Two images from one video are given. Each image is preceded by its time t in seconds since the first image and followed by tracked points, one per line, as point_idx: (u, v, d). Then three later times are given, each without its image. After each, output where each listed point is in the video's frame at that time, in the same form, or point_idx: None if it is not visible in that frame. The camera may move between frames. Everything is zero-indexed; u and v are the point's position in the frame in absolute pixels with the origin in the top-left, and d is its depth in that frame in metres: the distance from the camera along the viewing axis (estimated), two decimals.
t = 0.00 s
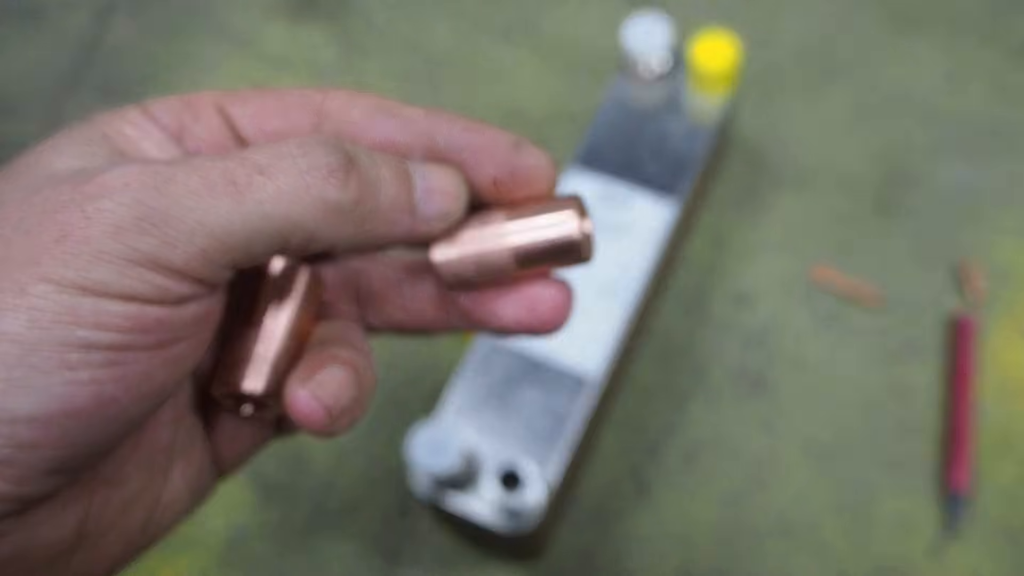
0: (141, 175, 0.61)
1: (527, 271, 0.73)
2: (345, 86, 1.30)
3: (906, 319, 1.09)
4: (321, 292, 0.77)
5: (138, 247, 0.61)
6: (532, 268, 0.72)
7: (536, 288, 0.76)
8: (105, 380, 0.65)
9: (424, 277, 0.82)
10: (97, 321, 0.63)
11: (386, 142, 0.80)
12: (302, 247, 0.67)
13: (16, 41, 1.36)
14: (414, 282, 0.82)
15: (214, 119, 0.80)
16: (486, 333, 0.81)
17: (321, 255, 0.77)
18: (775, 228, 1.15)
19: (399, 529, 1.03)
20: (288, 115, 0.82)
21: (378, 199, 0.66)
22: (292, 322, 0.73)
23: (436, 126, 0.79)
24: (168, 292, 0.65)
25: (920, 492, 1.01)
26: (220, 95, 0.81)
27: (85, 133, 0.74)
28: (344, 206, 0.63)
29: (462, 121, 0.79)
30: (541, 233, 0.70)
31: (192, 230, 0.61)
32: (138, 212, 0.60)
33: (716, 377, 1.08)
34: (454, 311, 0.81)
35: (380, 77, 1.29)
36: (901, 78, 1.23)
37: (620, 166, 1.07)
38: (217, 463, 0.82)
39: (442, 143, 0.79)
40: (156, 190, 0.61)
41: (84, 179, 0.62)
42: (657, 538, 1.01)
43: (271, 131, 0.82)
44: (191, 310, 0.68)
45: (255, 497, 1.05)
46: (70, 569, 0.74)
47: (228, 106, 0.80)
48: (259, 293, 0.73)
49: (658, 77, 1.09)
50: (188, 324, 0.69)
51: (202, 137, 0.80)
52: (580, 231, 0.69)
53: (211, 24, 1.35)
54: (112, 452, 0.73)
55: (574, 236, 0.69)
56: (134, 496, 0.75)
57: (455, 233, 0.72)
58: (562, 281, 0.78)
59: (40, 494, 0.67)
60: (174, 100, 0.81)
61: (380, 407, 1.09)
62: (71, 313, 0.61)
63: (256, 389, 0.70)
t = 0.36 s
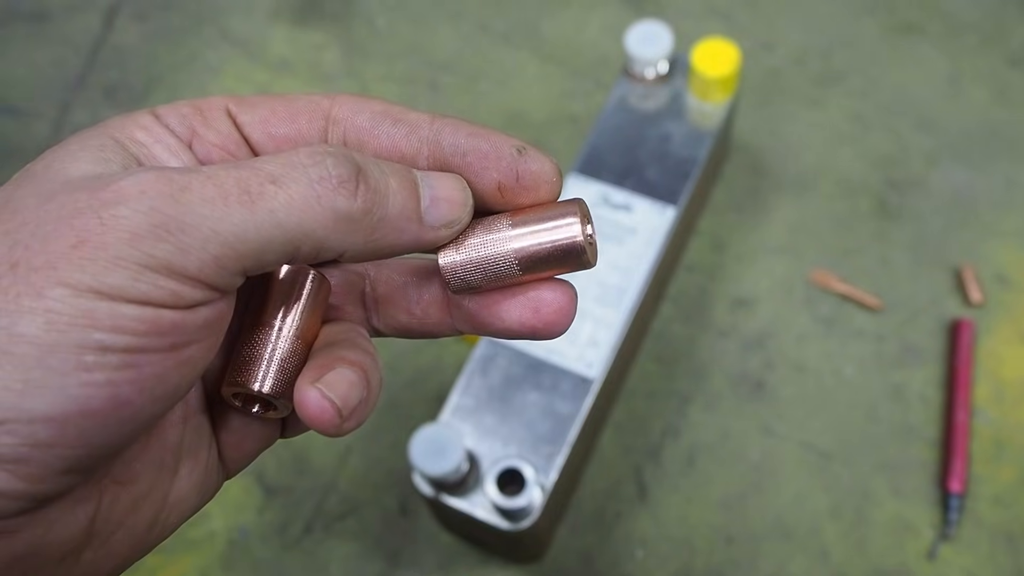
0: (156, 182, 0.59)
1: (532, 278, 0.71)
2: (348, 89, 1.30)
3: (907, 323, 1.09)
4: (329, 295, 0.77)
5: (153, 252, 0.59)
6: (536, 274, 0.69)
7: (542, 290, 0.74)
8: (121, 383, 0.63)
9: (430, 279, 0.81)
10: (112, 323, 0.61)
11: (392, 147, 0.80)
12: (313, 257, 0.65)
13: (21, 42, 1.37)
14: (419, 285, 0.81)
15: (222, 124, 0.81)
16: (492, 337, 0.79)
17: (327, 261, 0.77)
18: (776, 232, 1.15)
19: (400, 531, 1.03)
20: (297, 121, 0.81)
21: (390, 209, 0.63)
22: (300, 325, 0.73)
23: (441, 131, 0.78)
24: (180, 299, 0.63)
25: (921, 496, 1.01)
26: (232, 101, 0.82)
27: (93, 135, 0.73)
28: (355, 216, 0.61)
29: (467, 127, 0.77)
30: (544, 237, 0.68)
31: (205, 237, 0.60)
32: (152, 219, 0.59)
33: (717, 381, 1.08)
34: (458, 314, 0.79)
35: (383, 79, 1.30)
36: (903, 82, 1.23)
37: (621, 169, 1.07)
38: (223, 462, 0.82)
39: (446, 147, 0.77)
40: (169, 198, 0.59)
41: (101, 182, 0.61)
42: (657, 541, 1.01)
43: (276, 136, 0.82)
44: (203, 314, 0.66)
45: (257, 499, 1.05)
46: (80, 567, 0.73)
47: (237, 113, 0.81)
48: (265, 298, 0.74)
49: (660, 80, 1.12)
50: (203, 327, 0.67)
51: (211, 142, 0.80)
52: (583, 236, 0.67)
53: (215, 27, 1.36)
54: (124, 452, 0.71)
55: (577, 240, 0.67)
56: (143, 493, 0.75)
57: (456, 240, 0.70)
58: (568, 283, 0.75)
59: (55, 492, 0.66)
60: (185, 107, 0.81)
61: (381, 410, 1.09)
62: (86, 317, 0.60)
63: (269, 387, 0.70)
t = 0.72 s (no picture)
0: (119, 153, 0.61)
1: (530, 278, 0.70)
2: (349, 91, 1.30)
3: (907, 326, 1.09)
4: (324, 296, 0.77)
5: (120, 229, 0.60)
6: (534, 275, 0.69)
7: (540, 292, 0.74)
8: (88, 373, 0.63)
9: (428, 280, 0.81)
10: (79, 311, 0.61)
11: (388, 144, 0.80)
12: (289, 228, 0.67)
13: (22, 44, 1.37)
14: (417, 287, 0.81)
15: (215, 121, 0.80)
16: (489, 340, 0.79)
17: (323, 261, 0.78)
18: (777, 236, 1.15)
19: (400, 534, 1.03)
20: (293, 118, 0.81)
21: (366, 178, 0.65)
22: (292, 326, 0.73)
23: (437, 127, 0.78)
24: (151, 277, 0.63)
25: (922, 500, 1.01)
26: (225, 98, 0.82)
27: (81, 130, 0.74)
28: (331, 183, 0.63)
29: (463, 124, 0.77)
30: (542, 237, 0.68)
31: (173, 207, 0.61)
32: (118, 190, 0.60)
33: (717, 384, 1.08)
34: (455, 316, 0.79)
35: (383, 81, 1.30)
36: (904, 85, 1.23)
37: (622, 172, 1.07)
38: (215, 466, 0.82)
39: (442, 142, 0.77)
40: (135, 168, 0.60)
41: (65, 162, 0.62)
42: (657, 545, 1.01)
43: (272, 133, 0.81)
44: (178, 295, 0.66)
45: (256, 501, 1.05)
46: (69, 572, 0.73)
47: (231, 109, 0.81)
48: (258, 297, 0.74)
49: (660, 83, 1.11)
50: (177, 310, 0.67)
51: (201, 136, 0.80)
52: (581, 236, 0.67)
53: (216, 29, 1.36)
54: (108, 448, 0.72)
55: (576, 240, 0.67)
56: (133, 497, 0.75)
57: (452, 240, 0.70)
58: (566, 284, 0.75)
59: (36, 489, 0.66)
60: (179, 104, 0.81)
61: (381, 412, 1.09)
62: (53, 304, 0.61)
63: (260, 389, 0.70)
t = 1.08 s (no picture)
0: (113, 142, 0.62)
1: (531, 277, 0.71)
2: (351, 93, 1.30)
3: (908, 330, 1.09)
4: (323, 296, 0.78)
5: (114, 216, 0.61)
6: (534, 274, 0.70)
7: (539, 292, 0.74)
8: (85, 367, 0.63)
9: (427, 281, 0.81)
10: (75, 303, 0.61)
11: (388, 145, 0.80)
12: (283, 217, 0.68)
13: (23, 46, 1.37)
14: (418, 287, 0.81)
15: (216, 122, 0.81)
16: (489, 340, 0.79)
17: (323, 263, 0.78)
18: (778, 239, 1.15)
19: (400, 536, 1.03)
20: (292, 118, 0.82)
21: (358, 166, 0.67)
22: (291, 326, 0.73)
23: (436, 127, 0.78)
24: (147, 267, 0.63)
25: (923, 504, 1.01)
26: (225, 99, 0.82)
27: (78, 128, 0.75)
28: (324, 168, 0.65)
29: (463, 123, 0.77)
30: (542, 236, 0.68)
31: (166, 192, 0.61)
32: (110, 176, 0.61)
33: (718, 388, 1.08)
34: (455, 316, 0.79)
35: (385, 84, 1.30)
36: (905, 89, 1.23)
37: (623, 175, 1.07)
38: (216, 467, 0.82)
39: (442, 143, 0.77)
40: (129, 155, 0.61)
41: (58, 156, 0.63)
42: (657, 547, 1.01)
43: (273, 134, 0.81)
44: (173, 287, 0.66)
45: (257, 503, 1.05)
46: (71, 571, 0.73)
47: (230, 110, 0.81)
48: (257, 296, 0.74)
49: (661, 86, 1.11)
50: (173, 303, 0.67)
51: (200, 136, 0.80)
52: (582, 235, 0.67)
53: (218, 32, 1.36)
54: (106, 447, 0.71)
55: (577, 239, 0.67)
56: (132, 498, 0.75)
57: (451, 239, 0.70)
58: (566, 284, 0.75)
59: (36, 486, 0.66)
60: (179, 105, 0.81)
61: (382, 414, 1.09)
62: (49, 297, 0.61)
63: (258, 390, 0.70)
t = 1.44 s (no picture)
0: (112, 144, 0.63)
1: (533, 275, 0.71)
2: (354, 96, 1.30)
3: (910, 334, 1.09)
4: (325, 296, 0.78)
5: (111, 215, 0.62)
6: (537, 272, 0.70)
7: (541, 290, 0.74)
8: (80, 361, 0.65)
9: (430, 284, 0.81)
10: (71, 300, 0.63)
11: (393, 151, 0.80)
12: (287, 212, 0.66)
13: (26, 48, 1.37)
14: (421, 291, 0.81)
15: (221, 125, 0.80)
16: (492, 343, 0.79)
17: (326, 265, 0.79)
18: (780, 243, 1.16)
19: (402, 539, 1.03)
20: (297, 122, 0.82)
21: (362, 157, 0.65)
22: (296, 324, 0.74)
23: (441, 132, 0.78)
24: (144, 267, 0.64)
25: (924, 508, 1.01)
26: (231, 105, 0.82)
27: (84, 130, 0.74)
28: (323, 163, 0.63)
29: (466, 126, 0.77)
30: (544, 234, 0.68)
31: (164, 192, 0.62)
32: (108, 179, 0.62)
33: (720, 392, 1.08)
34: (459, 319, 0.79)
35: (387, 88, 1.30)
36: (907, 93, 1.23)
37: (625, 179, 1.07)
38: (221, 472, 0.82)
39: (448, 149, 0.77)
40: (127, 155, 0.62)
41: (61, 155, 0.65)
42: (659, 551, 1.01)
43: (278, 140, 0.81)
44: (171, 288, 0.67)
45: (259, 506, 1.06)
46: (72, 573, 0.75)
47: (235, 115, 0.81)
48: (262, 297, 0.74)
49: (664, 90, 1.12)
50: (172, 304, 0.68)
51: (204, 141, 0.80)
52: (584, 233, 0.67)
53: (221, 35, 1.36)
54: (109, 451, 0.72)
55: (579, 237, 0.67)
56: (136, 501, 0.76)
57: (454, 238, 0.71)
58: (566, 283, 0.75)
59: (33, 484, 0.67)
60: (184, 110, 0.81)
61: (385, 417, 1.10)
62: (45, 294, 0.62)
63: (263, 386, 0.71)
